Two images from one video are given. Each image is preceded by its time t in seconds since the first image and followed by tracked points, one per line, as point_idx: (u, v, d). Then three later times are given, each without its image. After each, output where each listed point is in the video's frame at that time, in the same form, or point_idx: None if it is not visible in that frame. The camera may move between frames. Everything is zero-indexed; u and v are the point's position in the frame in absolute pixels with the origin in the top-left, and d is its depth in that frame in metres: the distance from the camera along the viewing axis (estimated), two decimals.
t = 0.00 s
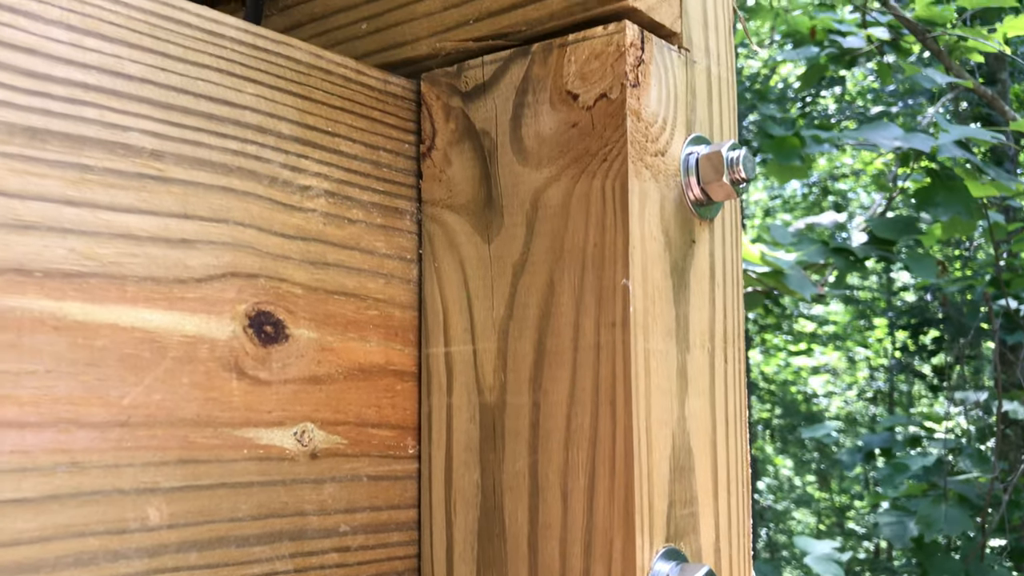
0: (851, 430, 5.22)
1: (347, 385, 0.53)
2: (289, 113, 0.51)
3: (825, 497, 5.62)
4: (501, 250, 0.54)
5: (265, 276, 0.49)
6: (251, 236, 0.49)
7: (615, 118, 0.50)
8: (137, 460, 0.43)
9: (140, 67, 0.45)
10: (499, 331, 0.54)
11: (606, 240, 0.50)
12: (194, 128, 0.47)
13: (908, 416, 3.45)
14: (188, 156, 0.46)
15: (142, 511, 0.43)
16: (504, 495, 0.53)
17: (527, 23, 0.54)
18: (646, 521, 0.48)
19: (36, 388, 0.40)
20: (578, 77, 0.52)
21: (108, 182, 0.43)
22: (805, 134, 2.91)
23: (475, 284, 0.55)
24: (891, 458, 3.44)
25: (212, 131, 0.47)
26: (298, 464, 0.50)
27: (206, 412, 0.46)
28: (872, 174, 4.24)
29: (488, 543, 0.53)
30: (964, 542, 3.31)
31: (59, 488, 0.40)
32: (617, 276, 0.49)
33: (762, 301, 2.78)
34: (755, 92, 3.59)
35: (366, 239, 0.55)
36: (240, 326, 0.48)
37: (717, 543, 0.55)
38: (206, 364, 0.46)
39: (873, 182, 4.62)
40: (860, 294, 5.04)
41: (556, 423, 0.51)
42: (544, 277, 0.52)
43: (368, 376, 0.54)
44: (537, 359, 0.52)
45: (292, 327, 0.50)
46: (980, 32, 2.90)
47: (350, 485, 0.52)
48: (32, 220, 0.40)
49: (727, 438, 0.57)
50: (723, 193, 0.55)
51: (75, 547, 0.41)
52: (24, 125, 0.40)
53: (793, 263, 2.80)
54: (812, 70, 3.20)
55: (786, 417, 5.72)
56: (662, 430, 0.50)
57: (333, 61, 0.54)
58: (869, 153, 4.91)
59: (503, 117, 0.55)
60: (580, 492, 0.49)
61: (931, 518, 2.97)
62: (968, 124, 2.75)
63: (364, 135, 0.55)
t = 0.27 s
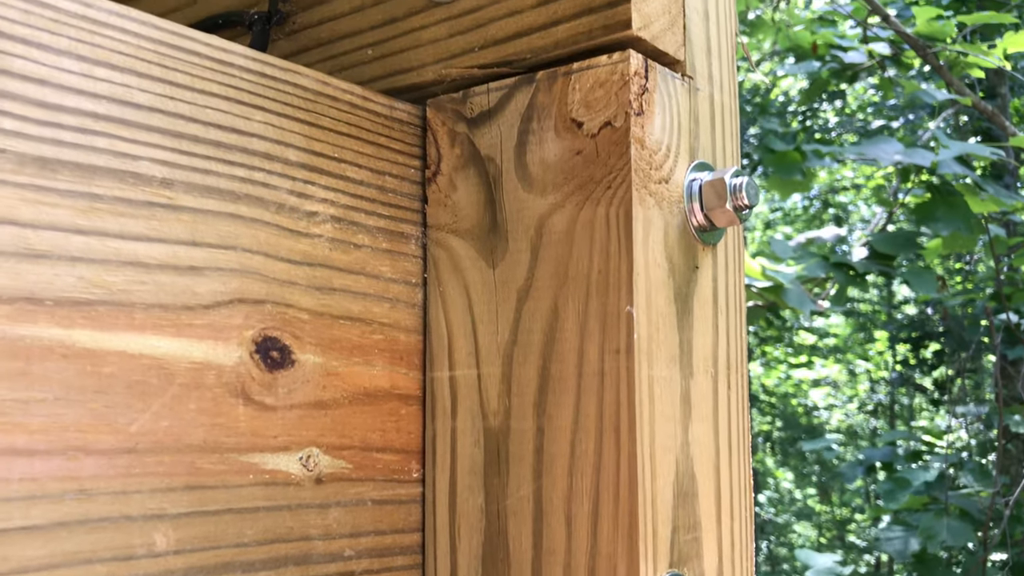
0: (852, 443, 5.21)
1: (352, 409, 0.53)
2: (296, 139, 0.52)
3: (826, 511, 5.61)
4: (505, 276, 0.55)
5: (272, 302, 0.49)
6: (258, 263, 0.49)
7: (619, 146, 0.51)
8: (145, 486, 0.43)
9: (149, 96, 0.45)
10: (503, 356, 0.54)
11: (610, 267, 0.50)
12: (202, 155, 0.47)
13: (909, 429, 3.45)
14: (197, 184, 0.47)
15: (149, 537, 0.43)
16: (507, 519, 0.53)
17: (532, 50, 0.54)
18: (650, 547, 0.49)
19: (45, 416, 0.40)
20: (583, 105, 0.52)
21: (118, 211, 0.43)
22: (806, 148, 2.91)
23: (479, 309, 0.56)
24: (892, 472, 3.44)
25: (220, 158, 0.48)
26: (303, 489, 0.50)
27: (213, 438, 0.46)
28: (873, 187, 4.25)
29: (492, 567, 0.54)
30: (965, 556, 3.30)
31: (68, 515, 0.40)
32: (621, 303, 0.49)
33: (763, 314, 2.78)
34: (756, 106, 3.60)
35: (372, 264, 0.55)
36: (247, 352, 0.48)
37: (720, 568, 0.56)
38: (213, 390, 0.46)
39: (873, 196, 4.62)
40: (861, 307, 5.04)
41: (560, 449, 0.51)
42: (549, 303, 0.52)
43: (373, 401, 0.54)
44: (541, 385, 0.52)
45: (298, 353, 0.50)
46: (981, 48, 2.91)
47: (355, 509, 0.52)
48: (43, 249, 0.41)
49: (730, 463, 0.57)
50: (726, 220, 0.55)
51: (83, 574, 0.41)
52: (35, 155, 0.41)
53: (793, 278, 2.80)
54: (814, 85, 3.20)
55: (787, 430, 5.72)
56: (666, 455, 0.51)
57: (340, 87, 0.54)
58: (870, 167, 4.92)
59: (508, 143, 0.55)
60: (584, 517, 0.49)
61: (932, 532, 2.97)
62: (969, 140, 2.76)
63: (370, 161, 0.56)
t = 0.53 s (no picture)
0: (849, 456, 5.22)
1: (352, 431, 0.53)
2: (297, 162, 0.52)
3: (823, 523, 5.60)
4: (506, 297, 0.55)
5: (272, 324, 0.49)
6: (259, 285, 0.49)
7: (620, 170, 0.51)
8: (144, 510, 0.43)
9: (151, 119, 0.45)
10: (503, 378, 0.54)
11: (611, 290, 0.50)
12: (204, 178, 0.47)
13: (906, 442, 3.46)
14: (198, 207, 0.47)
15: (148, 561, 0.43)
16: (507, 542, 0.53)
17: (533, 73, 0.55)
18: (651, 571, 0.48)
19: (45, 441, 0.40)
20: (584, 128, 0.52)
21: (119, 234, 0.43)
22: (803, 162, 2.92)
23: (480, 331, 0.56)
24: (889, 485, 3.45)
25: (222, 181, 0.48)
26: (303, 512, 0.50)
27: (213, 461, 0.46)
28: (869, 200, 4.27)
29: None
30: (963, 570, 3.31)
31: (67, 539, 0.40)
32: (622, 326, 0.49)
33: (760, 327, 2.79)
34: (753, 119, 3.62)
35: (372, 285, 0.55)
36: (247, 374, 0.48)
37: None
38: (213, 414, 0.46)
39: (870, 209, 4.64)
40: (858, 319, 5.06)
41: (560, 471, 0.51)
42: (550, 325, 0.52)
43: (373, 423, 0.54)
44: (542, 407, 0.52)
45: (298, 375, 0.50)
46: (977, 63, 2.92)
47: (354, 531, 0.52)
48: (44, 273, 0.41)
49: (730, 485, 0.57)
50: (726, 243, 0.56)
51: None
52: (38, 179, 0.41)
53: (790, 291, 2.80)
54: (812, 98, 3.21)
55: (784, 442, 5.72)
56: (666, 479, 0.51)
57: (341, 109, 0.55)
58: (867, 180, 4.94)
59: (509, 165, 0.56)
60: (584, 541, 0.49)
61: (929, 546, 2.97)
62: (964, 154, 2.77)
63: (371, 182, 0.56)
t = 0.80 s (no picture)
0: (844, 468, 5.22)
1: (349, 454, 0.53)
2: (295, 185, 0.52)
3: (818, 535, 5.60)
4: (502, 320, 0.55)
5: (270, 347, 0.50)
6: (258, 308, 0.49)
7: (616, 195, 0.51)
8: (142, 535, 0.43)
9: (151, 145, 0.46)
10: (500, 401, 0.54)
11: (606, 314, 0.51)
12: (203, 203, 0.47)
13: (902, 455, 3.47)
14: (197, 232, 0.47)
15: None
16: (503, 564, 0.53)
17: (530, 98, 0.55)
18: None
19: (44, 466, 0.40)
20: (580, 153, 0.53)
21: (119, 260, 0.44)
22: (798, 175, 2.93)
23: (476, 353, 0.56)
24: (884, 497, 3.45)
25: (221, 206, 0.48)
26: (300, 534, 0.50)
27: (210, 484, 0.46)
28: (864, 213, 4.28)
29: None
30: None
31: (65, 565, 0.40)
32: (618, 349, 0.50)
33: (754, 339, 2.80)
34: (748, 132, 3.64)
35: (370, 307, 0.55)
36: (245, 398, 0.48)
37: None
38: (211, 437, 0.47)
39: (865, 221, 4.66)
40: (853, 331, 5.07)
41: (556, 494, 0.51)
42: (546, 348, 0.53)
43: (369, 445, 0.54)
44: (538, 430, 0.52)
45: (295, 398, 0.51)
46: (971, 77, 2.93)
47: (350, 554, 0.52)
48: (45, 299, 0.41)
49: (724, 506, 0.57)
50: (720, 266, 0.56)
51: None
52: (39, 205, 0.41)
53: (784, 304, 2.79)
54: (807, 112, 3.22)
55: (779, 454, 5.71)
56: (661, 501, 0.51)
57: (339, 133, 0.55)
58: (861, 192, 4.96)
59: (505, 189, 0.56)
60: (579, 564, 0.50)
61: (924, 559, 2.97)
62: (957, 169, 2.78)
63: (369, 205, 0.56)
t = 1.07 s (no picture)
0: (841, 481, 5.23)
1: (348, 476, 0.53)
2: (296, 210, 0.52)
3: (814, 548, 5.60)
4: (501, 343, 0.55)
5: (270, 370, 0.50)
6: (258, 332, 0.50)
7: (614, 220, 0.52)
8: (143, 559, 0.44)
9: (154, 171, 0.46)
10: (499, 423, 0.55)
11: (605, 338, 0.51)
12: (205, 228, 0.48)
13: (897, 467, 3.48)
14: (199, 257, 0.47)
15: None
16: None
17: (529, 123, 0.56)
18: None
19: (47, 491, 0.40)
20: (579, 178, 0.54)
21: (121, 285, 0.44)
22: (793, 190, 2.94)
23: (475, 375, 0.56)
24: (881, 510, 3.46)
25: (222, 231, 0.49)
26: (299, 557, 0.50)
27: (210, 508, 0.47)
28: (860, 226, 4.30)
29: None
30: None
31: None
32: (616, 373, 0.50)
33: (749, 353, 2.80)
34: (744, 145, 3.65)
35: (369, 330, 0.56)
36: (245, 422, 0.48)
37: None
38: (211, 462, 0.47)
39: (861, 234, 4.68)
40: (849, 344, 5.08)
41: (555, 517, 0.51)
42: (544, 372, 0.53)
43: (369, 467, 0.55)
44: (537, 453, 0.53)
45: (295, 421, 0.51)
46: (964, 93, 2.95)
47: None
48: (48, 325, 0.41)
49: (722, 527, 0.58)
50: (718, 289, 0.56)
51: None
52: (43, 233, 0.41)
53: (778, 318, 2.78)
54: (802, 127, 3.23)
55: (776, 466, 5.72)
56: (659, 524, 0.51)
57: (340, 157, 0.55)
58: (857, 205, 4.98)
59: (504, 213, 0.57)
60: None
61: (920, 572, 2.98)
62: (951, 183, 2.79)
63: (369, 229, 0.57)
